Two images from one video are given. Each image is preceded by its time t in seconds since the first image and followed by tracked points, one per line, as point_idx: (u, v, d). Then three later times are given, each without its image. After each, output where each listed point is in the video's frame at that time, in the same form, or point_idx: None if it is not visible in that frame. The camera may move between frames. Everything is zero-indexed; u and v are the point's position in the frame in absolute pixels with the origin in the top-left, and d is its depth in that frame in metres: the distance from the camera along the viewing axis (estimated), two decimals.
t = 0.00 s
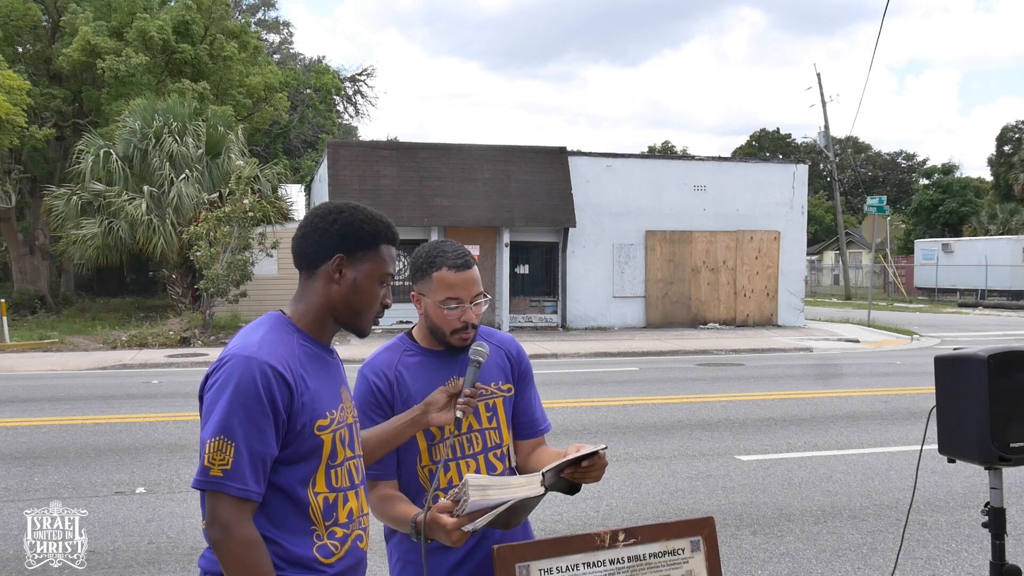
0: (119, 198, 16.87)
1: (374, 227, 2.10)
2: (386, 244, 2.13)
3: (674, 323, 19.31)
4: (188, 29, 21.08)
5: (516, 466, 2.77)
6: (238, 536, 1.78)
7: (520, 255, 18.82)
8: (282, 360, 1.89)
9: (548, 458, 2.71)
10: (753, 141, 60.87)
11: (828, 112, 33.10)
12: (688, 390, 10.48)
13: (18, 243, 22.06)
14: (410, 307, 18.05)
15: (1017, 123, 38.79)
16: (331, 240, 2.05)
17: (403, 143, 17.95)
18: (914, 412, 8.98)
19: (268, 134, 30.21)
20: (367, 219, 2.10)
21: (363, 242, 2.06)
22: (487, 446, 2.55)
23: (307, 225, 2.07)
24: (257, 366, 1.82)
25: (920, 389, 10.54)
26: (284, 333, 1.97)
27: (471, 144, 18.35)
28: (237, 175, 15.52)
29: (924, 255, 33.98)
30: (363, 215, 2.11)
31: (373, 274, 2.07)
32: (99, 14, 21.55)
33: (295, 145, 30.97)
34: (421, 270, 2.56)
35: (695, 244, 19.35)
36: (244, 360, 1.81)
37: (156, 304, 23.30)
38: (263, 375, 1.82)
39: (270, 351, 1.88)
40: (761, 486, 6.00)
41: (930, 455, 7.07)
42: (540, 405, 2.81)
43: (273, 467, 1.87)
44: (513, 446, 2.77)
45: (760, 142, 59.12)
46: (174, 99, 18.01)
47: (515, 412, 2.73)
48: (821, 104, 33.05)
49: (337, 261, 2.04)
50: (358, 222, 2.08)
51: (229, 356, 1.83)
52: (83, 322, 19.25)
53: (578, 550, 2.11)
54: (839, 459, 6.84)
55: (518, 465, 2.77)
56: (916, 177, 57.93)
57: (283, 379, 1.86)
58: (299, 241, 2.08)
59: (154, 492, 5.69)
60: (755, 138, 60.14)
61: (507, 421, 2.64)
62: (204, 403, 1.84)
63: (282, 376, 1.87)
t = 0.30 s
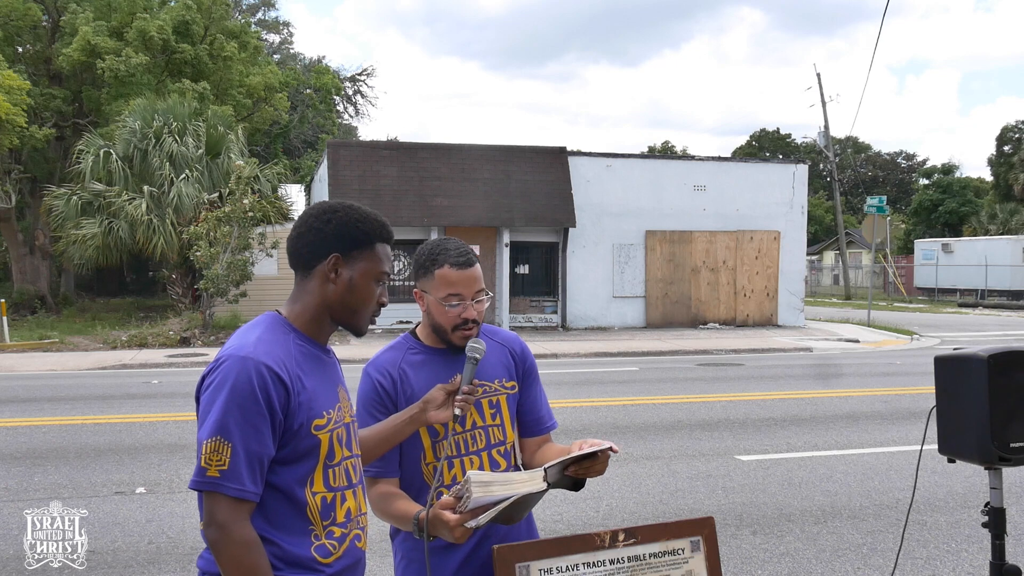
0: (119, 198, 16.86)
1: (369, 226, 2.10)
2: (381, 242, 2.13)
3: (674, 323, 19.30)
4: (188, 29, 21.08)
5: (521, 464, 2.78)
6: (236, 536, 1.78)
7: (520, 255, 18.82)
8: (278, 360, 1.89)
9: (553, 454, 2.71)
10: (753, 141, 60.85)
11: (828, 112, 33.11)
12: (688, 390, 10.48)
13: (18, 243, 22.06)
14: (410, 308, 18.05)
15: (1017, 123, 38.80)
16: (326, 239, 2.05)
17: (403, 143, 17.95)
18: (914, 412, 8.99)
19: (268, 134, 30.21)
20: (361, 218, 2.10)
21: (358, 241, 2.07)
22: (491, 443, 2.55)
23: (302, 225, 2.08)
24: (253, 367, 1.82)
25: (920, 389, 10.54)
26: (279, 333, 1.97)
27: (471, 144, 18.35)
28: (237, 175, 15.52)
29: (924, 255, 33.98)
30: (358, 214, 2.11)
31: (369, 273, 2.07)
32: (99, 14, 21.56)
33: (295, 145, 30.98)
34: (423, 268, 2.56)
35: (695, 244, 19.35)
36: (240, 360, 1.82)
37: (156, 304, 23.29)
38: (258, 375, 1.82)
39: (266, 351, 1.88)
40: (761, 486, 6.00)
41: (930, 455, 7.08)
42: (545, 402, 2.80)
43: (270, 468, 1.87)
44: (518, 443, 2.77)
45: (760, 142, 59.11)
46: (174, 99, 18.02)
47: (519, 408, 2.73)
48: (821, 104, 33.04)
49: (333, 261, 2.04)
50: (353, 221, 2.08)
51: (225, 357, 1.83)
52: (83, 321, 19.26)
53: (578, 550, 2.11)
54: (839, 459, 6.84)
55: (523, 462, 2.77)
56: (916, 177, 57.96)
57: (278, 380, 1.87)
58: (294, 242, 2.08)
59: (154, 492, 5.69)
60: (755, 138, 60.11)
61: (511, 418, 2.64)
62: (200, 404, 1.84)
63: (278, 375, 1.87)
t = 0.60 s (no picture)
0: (119, 198, 16.86)
1: (365, 225, 2.10)
2: (377, 241, 2.13)
3: (674, 323, 19.30)
4: (188, 29, 21.09)
5: (520, 465, 2.77)
6: (233, 537, 1.78)
7: (520, 255, 18.82)
8: (274, 360, 1.89)
9: (552, 456, 2.70)
10: (753, 141, 60.83)
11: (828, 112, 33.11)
12: (688, 390, 10.47)
13: (18, 243, 22.07)
14: (410, 308, 18.06)
15: (1017, 123, 38.80)
16: (322, 240, 2.05)
17: (403, 143, 17.94)
18: (914, 412, 8.99)
19: (268, 134, 30.21)
20: (357, 218, 2.10)
21: (354, 240, 2.06)
22: (489, 444, 2.55)
23: (297, 226, 2.07)
24: (248, 367, 1.81)
25: (920, 389, 10.54)
26: (276, 333, 1.97)
27: (471, 144, 18.35)
28: (237, 175, 15.52)
29: (924, 255, 33.96)
30: (353, 213, 2.11)
31: (365, 272, 2.07)
32: (99, 14, 21.55)
33: (295, 145, 30.98)
34: (423, 271, 2.56)
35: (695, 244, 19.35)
36: (235, 360, 1.81)
37: (156, 304, 23.29)
38: (254, 375, 1.81)
39: (262, 351, 1.88)
40: (761, 486, 6.00)
41: (929, 455, 7.08)
42: (545, 403, 2.80)
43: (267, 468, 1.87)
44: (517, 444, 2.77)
45: (760, 142, 59.09)
46: (174, 99, 18.02)
47: (518, 409, 2.73)
48: (821, 104, 33.02)
49: (329, 261, 2.04)
50: (348, 221, 2.08)
51: (220, 358, 1.83)
52: (83, 321, 19.25)
53: (578, 550, 2.11)
54: (839, 459, 6.84)
55: (521, 463, 2.77)
56: (916, 177, 57.99)
57: (275, 380, 1.86)
58: (289, 242, 2.08)
59: (154, 492, 5.69)
60: (756, 138, 60.09)
61: (510, 420, 2.64)
62: (197, 405, 1.84)
63: (275, 374, 1.87)
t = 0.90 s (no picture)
0: (119, 198, 16.86)
1: (360, 223, 2.09)
2: (374, 239, 2.13)
3: (674, 323, 19.30)
4: (188, 29, 21.09)
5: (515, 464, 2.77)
6: (230, 536, 1.78)
7: (520, 255, 18.83)
8: (270, 360, 1.89)
9: (547, 454, 2.71)
10: (753, 141, 60.80)
11: (827, 112, 33.11)
12: (687, 390, 10.48)
13: (18, 243, 22.07)
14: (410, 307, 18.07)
15: (1017, 123, 38.80)
16: (317, 239, 2.05)
17: (404, 143, 17.94)
18: (914, 412, 8.98)
19: (268, 134, 30.20)
20: (352, 216, 2.10)
21: (349, 239, 2.06)
22: (485, 443, 2.55)
23: (292, 226, 2.08)
24: (244, 368, 1.81)
25: (920, 389, 10.54)
26: (273, 333, 1.97)
27: (471, 144, 18.35)
28: (237, 175, 15.52)
29: (924, 255, 33.96)
30: (348, 212, 2.11)
31: (362, 270, 2.07)
32: (99, 14, 21.55)
33: (295, 145, 31.00)
34: (421, 268, 2.55)
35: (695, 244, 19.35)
36: (232, 361, 1.81)
37: (156, 304, 23.30)
38: (250, 376, 1.82)
39: (258, 351, 1.88)
40: (761, 486, 6.00)
41: (930, 455, 7.08)
42: (540, 401, 2.81)
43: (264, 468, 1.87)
44: (512, 442, 2.77)
45: (760, 142, 59.08)
46: (174, 99, 18.01)
47: (514, 407, 2.73)
48: (821, 104, 33.02)
49: (325, 261, 2.04)
50: (344, 220, 2.08)
51: (216, 359, 1.83)
52: (83, 322, 19.26)
53: (578, 550, 2.11)
54: (840, 459, 6.84)
55: (516, 461, 2.77)
56: (916, 177, 58.02)
57: (271, 380, 1.87)
58: (284, 242, 2.09)
59: (154, 492, 5.69)
60: (755, 138, 60.05)
61: (505, 418, 2.64)
62: (193, 405, 1.84)
63: (271, 374, 1.87)
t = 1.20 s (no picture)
0: (119, 198, 16.86)
1: (362, 225, 2.09)
2: (376, 240, 2.13)
3: (674, 323, 19.29)
4: (188, 29, 21.10)
5: (513, 463, 2.77)
6: (229, 536, 1.78)
7: (520, 255, 18.83)
8: (271, 360, 1.89)
9: (546, 454, 2.70)
10: (753, 141, 60.77)
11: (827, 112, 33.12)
12: (687, 389, 10.48)
13: (18, 243, 22.08)
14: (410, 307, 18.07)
15: (1017, 123, 38.80)
16: (320, 239, 2.05)
17: (404, 143, 17.94)
18: (914, 412, 8.99)
19: (267, 134, 30.19)
20: (355, 217, 2.10)
21: (351, 240, 2.07)
22: (484, 441, 2.55)
23: (294, 226, 2.08)
24: (245, 368, 1.81)
25: (920, 389, 10.54)
26: (275, 334, 1.97)
27: (471, 144, 18.36)
28: (237, 175, 15.52)
29: (924, 255, 33.95)
30: (350, 213, 2.10)
31: (364, 272, 2.07)
32: (99, 14, 21.55)
33: (295, 145, 31.01)
34: (423, 266, 2.55)
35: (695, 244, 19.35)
36: (232, 361, 1.82)
37: (156, 304, 23.30)
38: (251, 376, 1.82)
39: (259, 351, 1.88)
40: (761, 486, 6.00)
41: (929, 455, 7.08)
42: (539, 401, 2.80)
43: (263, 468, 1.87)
44: (510, 441, 2.76)
45: (760, 142, 59.09)
46: (174, 99, 18.01)
47: (513, 407, 2.73)
48: (821, 105, 33.02)
49: (327, 262, 2.04)
50: (346, 221, 2.08)
51: (217, 359, 1.83)
52: (83, 322, 19.26)
53: (579, 551, 2.11)
54: (840, 459, 6.84)
55: (514, 461, 2.77)
56: (916, 177, 58.06)
57: (272, 380, 1.87)
58: (287, 242, 2.08)
59: (155, 492, 5.69)
60: (755, 138, 60.04)
61: (505, 417, 2.64)
62: (193, 405, 1.84)
63: (271, 375, 1.87)
